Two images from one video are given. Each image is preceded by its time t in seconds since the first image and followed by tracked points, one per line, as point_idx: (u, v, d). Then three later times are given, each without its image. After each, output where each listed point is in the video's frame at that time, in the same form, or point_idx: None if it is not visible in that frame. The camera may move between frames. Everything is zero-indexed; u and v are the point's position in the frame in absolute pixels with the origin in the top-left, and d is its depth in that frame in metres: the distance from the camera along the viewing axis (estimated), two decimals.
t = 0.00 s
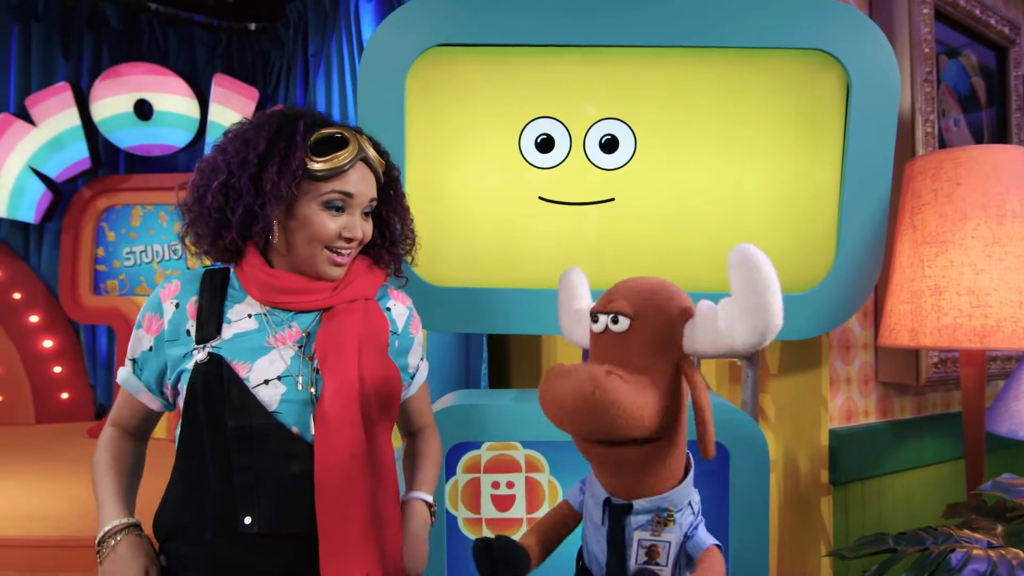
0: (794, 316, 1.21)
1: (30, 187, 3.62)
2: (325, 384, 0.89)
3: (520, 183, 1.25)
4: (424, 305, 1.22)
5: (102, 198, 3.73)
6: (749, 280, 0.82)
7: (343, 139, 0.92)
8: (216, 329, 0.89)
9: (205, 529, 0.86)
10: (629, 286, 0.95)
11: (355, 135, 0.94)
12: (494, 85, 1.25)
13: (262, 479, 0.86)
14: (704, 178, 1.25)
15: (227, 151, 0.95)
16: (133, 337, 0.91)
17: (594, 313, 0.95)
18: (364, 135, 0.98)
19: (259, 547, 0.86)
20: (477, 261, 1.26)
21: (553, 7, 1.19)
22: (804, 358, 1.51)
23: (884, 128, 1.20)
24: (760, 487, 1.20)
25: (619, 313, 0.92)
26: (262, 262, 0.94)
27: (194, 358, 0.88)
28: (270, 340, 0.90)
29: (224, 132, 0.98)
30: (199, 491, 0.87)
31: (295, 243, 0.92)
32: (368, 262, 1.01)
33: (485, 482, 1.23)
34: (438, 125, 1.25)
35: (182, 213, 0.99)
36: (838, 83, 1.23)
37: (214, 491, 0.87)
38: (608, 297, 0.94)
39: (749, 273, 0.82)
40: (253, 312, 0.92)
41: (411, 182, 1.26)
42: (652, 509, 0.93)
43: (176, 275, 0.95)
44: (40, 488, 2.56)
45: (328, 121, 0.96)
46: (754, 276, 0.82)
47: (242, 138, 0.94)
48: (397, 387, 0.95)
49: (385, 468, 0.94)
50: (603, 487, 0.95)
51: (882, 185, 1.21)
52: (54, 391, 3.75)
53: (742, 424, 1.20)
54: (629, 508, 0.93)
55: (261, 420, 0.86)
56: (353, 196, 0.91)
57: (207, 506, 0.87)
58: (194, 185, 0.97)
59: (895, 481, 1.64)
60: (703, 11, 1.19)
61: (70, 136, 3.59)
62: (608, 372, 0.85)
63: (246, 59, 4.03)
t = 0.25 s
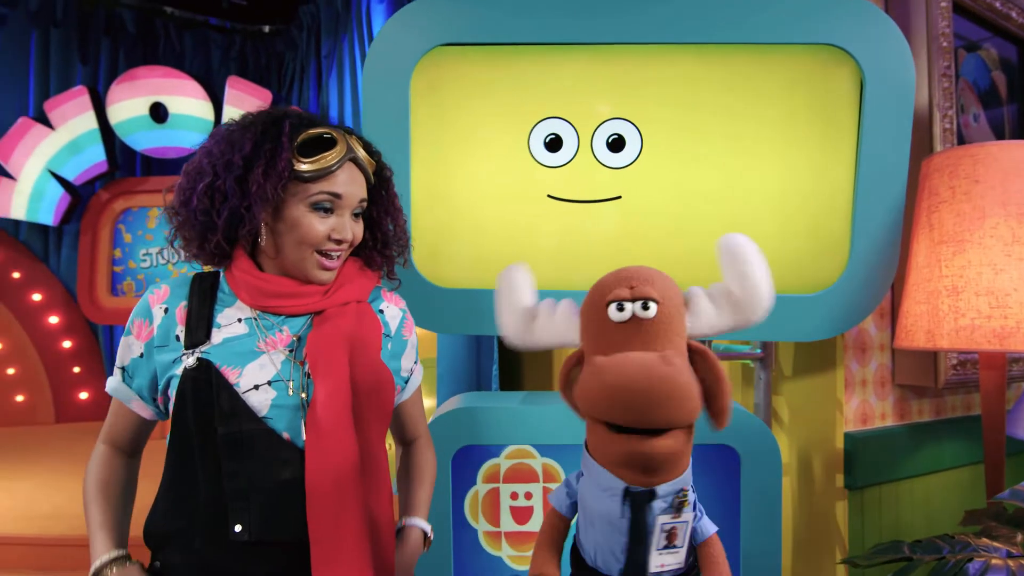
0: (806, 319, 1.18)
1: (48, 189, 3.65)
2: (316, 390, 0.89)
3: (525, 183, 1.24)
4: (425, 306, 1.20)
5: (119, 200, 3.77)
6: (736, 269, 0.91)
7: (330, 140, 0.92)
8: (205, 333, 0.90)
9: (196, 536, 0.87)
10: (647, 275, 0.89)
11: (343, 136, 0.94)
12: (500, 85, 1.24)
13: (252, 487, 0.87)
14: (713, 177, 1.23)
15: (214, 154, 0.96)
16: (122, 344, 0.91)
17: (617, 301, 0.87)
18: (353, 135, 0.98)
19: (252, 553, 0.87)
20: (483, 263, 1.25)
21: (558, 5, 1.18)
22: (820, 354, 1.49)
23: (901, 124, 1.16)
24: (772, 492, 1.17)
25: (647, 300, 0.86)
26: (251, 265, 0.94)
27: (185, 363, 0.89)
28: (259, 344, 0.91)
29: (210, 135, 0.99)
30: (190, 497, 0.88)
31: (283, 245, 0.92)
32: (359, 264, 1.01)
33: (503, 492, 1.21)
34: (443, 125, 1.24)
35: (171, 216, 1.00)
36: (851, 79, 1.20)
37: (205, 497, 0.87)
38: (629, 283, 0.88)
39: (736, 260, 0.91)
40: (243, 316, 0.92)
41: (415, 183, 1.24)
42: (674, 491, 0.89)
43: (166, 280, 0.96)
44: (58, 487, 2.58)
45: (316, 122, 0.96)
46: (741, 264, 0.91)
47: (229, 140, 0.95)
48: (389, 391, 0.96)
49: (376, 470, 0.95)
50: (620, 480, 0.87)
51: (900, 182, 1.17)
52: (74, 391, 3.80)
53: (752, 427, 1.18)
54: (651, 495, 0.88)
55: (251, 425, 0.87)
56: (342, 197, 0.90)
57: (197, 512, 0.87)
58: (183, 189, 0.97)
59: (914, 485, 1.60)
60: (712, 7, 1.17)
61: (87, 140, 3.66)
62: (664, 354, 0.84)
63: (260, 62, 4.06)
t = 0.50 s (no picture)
0: (820, 320, 1.16)
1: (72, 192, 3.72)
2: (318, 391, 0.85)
3: (537, 182, 1.23)
4: (438, 308, 1.20)
5: (140, 201, 3.82)
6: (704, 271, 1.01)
7: (329, 135, 0.89)
8: (207, 336, 0.87)
9: (197, 541, 0.83)
10: (668, 278, 0.89)
11: (342, 131, 0.91)
12: (511, 83, 1.23)
13: (254, 490, 0.84)
14: (728, 174, 1.21)
15: (211, 152, 0.93)
16: (127, 349, 0.88)
17: (661, 302, 0.85)
18: (353, 131, 0.95)
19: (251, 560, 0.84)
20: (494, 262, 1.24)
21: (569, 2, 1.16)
22: (840, 356, 1.47)
23: (923, 119, 1.13)
24: (788, 496, 1.15)
25: (684, 301, 0.87)
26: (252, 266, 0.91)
27: (187, 366, 0.86)
28: (260, 347, 0.87)
29: (210, 135, 0.97)
30: (189, 501, 0.85)
31: (282, 243, 0.89)
32: (363, 263, 0.98)
33: (525, 504, 1.21)
34: (454, 124, 1.23)
35: (170, 216, 0.98)
36: (871, 74, 1.17)
37: (204, 502, 0.84)
38: (666, 284, 0.87)
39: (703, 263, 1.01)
40: (245, 318, 0.89)
41: (427, 183, 1.24)
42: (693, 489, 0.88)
43: (169, 283, 0.93)
44: (81, 484, 2.62)
45: (315, 119, 0.94)
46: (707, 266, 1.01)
47: (226, 137, 0.93)
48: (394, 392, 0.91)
49: (380, 472, 0.92)
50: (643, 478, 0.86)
51: (921, 178, 1.14)
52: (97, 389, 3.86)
53: (769, 429, 1.15)
54: (676, 492, 0.86)
55: (252, 429, 0.84)
56: (341, 194, 0.88)
57: (198, 517, 0.84)
58: (181, 188, 0.96)
59: (937, 490, 1.56)
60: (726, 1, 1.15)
61: (109, 142, 3.71)
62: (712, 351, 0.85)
63: (280, 64, 4.08)
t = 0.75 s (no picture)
0: (837, 319, 1.14)
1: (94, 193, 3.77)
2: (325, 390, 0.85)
3: (549, 181, 1.22)
4: (451, 308, 1.20)
5: (160, 202, 3.87)
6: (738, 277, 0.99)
7: (336, 132, 0.89)
8: (217, 336, 0.87)
9: (203, 542, 0.83)
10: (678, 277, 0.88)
11: (350, 129, 0.90)
12: (523, 80, 1.22)
13: (259, 490, 0.83)
14: (744, 171, 1.19)
15: (220, 150, 0.94)
16: (141, 349, 0.89)
17: (657, 296, 0.84)
18: (362, 128, 0.95)
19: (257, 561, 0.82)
20: (507, 261, 1.23)
21: None
22: (860, 355, 1.44)
23: (943, 113, 1.11)
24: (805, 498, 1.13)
25: (686, 296, 0.85)
26: (260, 264, 0.91)
27: (196, 367, 0.86)
28: (269, 346, 0.87)
29: (219, 134, 0.98)
30: (198, 502, 0.84)
31: (290, 241, 0.89)
32: (374, 263, 0.96)
33: (551, 513, 1.21)
34: (466, 122, 1.23)
35: (181, 215, 0.99)
36: (891, 68, 1.15)
37: (212, 503, 0.83)
38: (667, 280, 0.86)
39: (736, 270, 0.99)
40: (255, 318, 0.89)
41: (439, 181, 1.24)
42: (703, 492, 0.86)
43: (182, 283, 0.94)
44: (103, 481, 2.66)
45: (322, 116, 0.93)
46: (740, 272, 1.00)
47: (235, 135, 0.93)
48: (403, 391, 0.90)
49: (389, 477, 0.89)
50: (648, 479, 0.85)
51: (943, 174, 1.12)
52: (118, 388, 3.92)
53: (786, 430, 1.13)
54: (685, 494, 0.85)
55: (257, 429, 0.83)
56: (348, 191, 0.87)
57: (205, 518, 0.84)
58: (191, 187, 0.96)
59: (961, 492, 1.53)
60: None
61: (129, 145, 3.78)
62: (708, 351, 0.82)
63: (297, 66, 4.12)
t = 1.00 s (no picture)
0: (850, 318, 1.13)
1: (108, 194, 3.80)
2: (330, 387, 0.84)
3: (558, 178, 1.21)
4: (462, 306, 1.20)
5: (173, 202, 3.90)
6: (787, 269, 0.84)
7: (344, 129, 0.89)
8: (226, 334, 0.87)
9: (207, 540, 0.83)
10: (686, 276, 0.90)
11: (358, 125, 0.90)
12: (532, 76, 1.21)
13: (262, 488, 0.82)
14: (755, 167, 1.17)
15: (229, 146, 0.94)
16: (153, 347, 0.90)
17: (648, 299, 0.88)
18: (371, 125, 0.95)
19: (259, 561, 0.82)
20: (516, 259, 1.23)
21: None
22: (871, 354, 1.43)
23: (959, 107, 1.09)
24: (817, 497, 1.11)
25: (676, 298, 0.86)
26: (268, 260, 0.91)
27: (205, 364, 0.86)
28: (277, 343, 0.87)
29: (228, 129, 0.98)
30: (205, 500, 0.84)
31: (297, 237, 0.89)
32: (383, 260, 0.95)
33: (572, 520, 1.21)
34: (475, 119, 1.22)
35: (190, 210, 1.00)
36: (905, 62, 1.13)
37: (218, 501, 0.83)
38: (659, 282, 0.89)
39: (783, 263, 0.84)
40: (264, 315, 0.88)
41: (448, 179, 1.23)
42: (713, 495, 0.86)
43: (193, 281, 0.94)
44: (118, 478, 2.68)
45: (330, 111, 0.93)
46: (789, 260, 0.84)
47: (243, 132, 0.93)
48: (409, 390, 0.89)
49: (396, 477, 0.88)
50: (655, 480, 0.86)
51: (959, 169, 1.10)
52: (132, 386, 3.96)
53: (798, 430, 1.12)
54: (692, 496, 0.85)
55: (262, 427, 0.83)
56: (355, 186, 0.87)
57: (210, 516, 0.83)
58: (201, 183, 0.97)
59: (978, 493, 1.50)
60: None
61: (143, 145, 3.81)
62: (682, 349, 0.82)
63: (308, 66, 4.17)
